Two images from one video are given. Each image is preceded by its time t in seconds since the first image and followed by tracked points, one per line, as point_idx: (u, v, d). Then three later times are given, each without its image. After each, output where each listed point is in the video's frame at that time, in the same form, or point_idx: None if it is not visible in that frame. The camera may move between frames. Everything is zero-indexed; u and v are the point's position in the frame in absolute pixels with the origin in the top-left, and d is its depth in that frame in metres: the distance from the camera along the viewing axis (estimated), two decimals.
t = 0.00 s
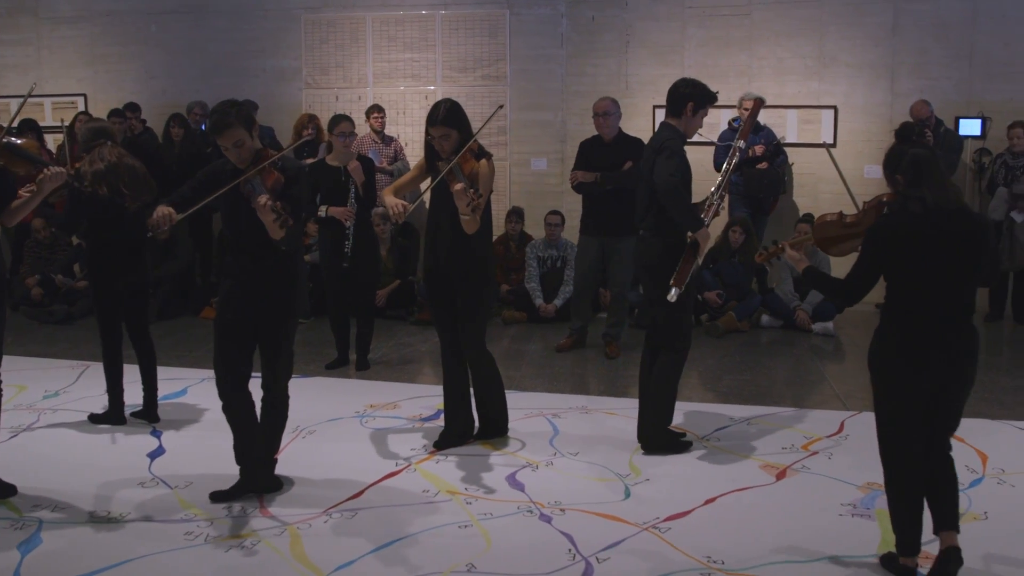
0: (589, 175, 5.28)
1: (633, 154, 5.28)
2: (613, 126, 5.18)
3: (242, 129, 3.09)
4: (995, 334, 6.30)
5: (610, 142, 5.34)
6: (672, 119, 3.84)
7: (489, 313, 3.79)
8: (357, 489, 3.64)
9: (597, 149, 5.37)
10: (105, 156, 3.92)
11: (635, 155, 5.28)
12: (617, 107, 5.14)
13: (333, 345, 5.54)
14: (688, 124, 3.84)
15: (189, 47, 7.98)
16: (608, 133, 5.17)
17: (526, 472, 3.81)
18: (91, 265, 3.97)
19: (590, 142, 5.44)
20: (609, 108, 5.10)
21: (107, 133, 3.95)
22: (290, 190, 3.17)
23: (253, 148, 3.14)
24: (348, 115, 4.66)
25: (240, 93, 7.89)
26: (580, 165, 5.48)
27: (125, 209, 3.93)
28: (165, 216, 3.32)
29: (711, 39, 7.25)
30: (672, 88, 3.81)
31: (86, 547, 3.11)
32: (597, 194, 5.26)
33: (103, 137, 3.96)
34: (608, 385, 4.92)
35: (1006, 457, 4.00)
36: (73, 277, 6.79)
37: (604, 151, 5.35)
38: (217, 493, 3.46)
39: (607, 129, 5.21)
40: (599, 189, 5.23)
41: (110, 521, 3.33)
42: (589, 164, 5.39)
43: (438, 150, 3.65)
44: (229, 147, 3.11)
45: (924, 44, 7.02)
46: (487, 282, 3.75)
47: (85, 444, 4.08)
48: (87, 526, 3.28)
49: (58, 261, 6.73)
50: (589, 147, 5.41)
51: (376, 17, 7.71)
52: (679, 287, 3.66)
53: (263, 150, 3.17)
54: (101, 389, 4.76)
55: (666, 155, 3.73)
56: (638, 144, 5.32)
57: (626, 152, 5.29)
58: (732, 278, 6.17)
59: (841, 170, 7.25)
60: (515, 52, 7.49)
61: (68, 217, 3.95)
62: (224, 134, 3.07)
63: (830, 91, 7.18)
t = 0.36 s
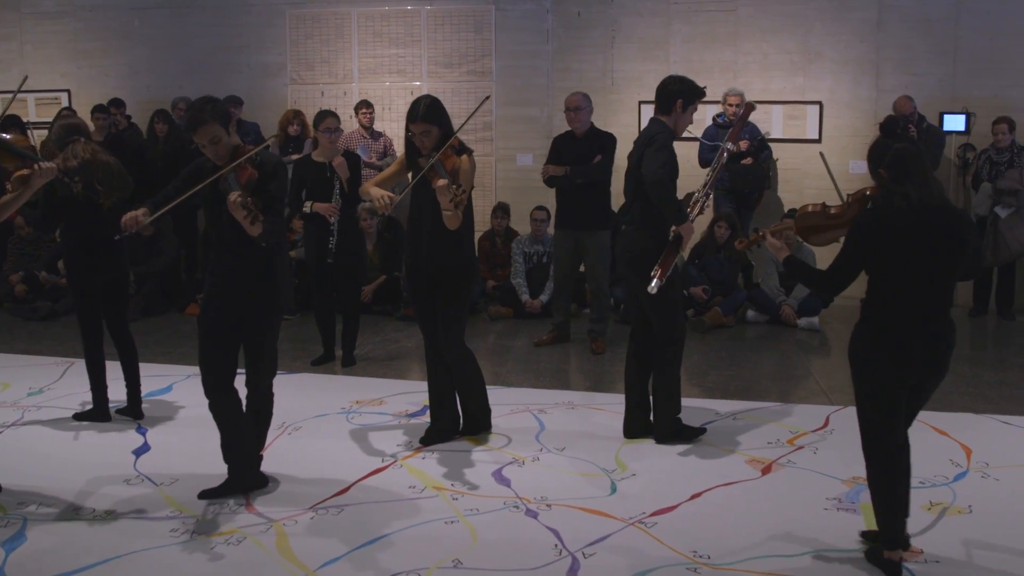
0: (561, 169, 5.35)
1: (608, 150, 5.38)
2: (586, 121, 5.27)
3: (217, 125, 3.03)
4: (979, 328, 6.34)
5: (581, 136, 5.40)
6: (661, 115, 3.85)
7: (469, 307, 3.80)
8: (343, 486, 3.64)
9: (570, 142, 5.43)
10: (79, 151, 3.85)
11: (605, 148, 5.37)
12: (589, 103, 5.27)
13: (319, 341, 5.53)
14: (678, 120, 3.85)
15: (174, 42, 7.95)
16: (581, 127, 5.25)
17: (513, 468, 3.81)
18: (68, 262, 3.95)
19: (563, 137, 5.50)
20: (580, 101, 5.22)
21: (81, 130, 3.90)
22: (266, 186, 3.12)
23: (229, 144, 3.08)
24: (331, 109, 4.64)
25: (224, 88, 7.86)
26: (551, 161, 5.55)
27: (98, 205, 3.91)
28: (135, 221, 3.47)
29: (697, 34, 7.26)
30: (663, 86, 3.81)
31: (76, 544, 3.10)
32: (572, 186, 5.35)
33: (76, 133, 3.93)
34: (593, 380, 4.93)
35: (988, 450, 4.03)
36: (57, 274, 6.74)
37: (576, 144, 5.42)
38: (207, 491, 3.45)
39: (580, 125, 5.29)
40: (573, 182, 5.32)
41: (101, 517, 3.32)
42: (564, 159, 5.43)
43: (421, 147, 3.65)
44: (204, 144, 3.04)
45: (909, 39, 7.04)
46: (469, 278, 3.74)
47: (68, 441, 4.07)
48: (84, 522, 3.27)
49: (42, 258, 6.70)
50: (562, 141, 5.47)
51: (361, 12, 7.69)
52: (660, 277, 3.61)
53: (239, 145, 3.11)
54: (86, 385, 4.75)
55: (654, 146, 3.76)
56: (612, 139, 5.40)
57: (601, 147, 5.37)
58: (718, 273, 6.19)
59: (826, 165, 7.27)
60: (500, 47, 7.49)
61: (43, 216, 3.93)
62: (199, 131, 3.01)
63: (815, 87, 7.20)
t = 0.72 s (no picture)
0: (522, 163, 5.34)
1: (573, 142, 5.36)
2: (550, 118, 5.30)
3: (196, 123, 2.97)
4: (963, 323, 6.38)
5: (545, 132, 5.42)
6: (648, 112, 3.85)
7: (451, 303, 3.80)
8: (329, 482, 3.63)
9: (534, 140, 5.45)
10: (51, 149, 3.84)
11: (569, 142, 5.36)
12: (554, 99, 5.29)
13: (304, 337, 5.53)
14: (664, 117, 3.86)
15: (158, 38, 7.92)
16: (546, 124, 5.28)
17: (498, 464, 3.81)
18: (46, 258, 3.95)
19: (529, 133, 5.53)
20: (544, 98, 5.24)
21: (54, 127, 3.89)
22: (244, 187, 3.07)
23: (208, 142, 3.03)
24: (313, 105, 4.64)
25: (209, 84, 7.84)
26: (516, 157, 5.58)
27: (73, 201, 3.90)
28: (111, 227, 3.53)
29: (682, 30, 7.27)
30: (647, 83, 3.80)
31: (62, 541, 3.09)
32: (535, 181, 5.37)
33: (49, 131, 3.92)
34: (579, 376, 4.93)
35: (970, 444, 4.05)
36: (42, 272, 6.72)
37: (540, 140, 5.43)
38: (191, 488, 3.45)
39: (544, 121, 5.31)
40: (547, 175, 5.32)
41: (86, 514, 3.31)
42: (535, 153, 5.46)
43: (400, 145, 3.66)
44: (182, 142, 3.00)
45: (893, 35, 7.07)
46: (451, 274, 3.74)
47: (51, 438, 4.05)
48: (71, 520, 3.26)
49: (27, 255, 6.66)
50: (527, 138, 5.50)
51: (346, 8, 7.68)
52: (663, 275, 3.74)
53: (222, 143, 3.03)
54: (70, 383, 4.73)
55: (651, 146, 3.76)
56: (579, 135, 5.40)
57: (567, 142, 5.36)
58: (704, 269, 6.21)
59: (812, 161, 7.29)
60: (485, 43, 7.49)
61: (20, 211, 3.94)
62: (176, 130, 2.96)
63: (800, 83, 7.22)
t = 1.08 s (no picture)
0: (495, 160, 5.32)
1: (544, 140, 5.36)
2: (523, 114, 5.29)
3: (176, 123, 2.95)
4: (949, 318, 6.41)
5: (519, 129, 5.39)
6: (633, 103, 3.85)
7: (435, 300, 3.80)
8: (316, 479, 3.63)
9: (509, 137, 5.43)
10: (30, 146, 3.82)
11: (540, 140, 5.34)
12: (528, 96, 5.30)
13: (291, 334, 5.51)
14: (649, 106, 3.88)
15: (143, 34, 7.89)
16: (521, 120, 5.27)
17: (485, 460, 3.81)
18: (26, 254, 3.95)
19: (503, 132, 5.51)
20: (517, 94, 5.25)
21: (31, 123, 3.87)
22: (224, 188, 3.05)
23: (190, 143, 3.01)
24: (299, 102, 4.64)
25: (194, 80, 7.81)
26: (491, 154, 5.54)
27: (51, 198, 3.89)
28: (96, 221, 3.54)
29: (669, 26, 7.28)
30: (630, 73, 3.79)
31: (47, 539, 3.07)
32: (508, 178, 5.38)
33: (26, 128, 3.89)
34: (566, 373, 4.93)
35: (956, 439, 4.07)
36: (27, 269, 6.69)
37: (513, 137, 5.40)
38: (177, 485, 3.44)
39: (518, 117, 5.31)
40: (525, 174, 5.32)
41: (71, 511, 3.30)
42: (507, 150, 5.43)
43: (386, 142, 3.66)
44: (164, 142, 2.99)
45: (878, 31, 7.10)
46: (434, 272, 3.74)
47: (34, 435, 4.03)
48: (56, 518, 3.24)
49: (12, 253, 6.63)
50: (501, 137, 5.46)
51: (332, 4, 7.67)
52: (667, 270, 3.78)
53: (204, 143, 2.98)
54: (55, 380, 4.72)
55: (648, 145, 3.73)
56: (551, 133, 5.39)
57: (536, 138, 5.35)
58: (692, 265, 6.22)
59: (800, 157, 7.31)
60: (471, 39, 7.48)
61: None
62: (157, 129, 2.96)
63: (786, 78, 7.24)
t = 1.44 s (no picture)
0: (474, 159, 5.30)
1: (517, 136, 5.31)
2: (498, 110, 5.29)
3: (150, 125, 2.94)
4: (935, 314, 6.45)
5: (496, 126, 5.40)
6: (633, 97, 3.87)
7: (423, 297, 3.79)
8: (304, 476, 3.62)
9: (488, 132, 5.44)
10: (12, 143, 3.80)
11: (512, 137, 5.31)
12: (504, 93, 5.31)
13: (278, 331, 5.50)
14: (649, 100, 3.89)
15: (129, 30, 7.86)
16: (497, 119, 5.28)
17: (472, 456, 3.80)
18: (9, 251, 3.94)
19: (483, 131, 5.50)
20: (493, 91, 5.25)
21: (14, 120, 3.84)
22: (202, 187, 3.04)
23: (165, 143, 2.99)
24: (286, 97, 4.62)
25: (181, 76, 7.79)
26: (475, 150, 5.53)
27: (34, 194, 3.88)
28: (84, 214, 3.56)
29: (655, 22, 7.30)
30: (629, 67, 3.82)
31: (32, 538, 3.06)
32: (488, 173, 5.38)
33: (9, 124, 3.87)
34: (553, 369, 4.94)
35: (942, 434, 4.08)
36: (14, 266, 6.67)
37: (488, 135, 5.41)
38: (163, 482, 3.44)
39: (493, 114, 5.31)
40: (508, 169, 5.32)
41: (57, 509, 3.29)
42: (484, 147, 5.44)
43: (373, 140, 3.66)
44: (138, 144, 2.98)
45: (864, 27, 7.13)
46: (422, 269, 3.74)
47: (18, 433, 4.02)
48: (41, 517, 3.22)
49: None
50: (479, 136, 5.49)
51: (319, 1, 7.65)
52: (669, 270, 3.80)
53: (179, 142, 2.97)
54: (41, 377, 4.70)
55: (651, 144, 3.73)
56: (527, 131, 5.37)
57: (507, 134, 5.33)
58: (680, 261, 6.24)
59: (787, 153, 7.32)
60: (458, 36, 7.48)
61: None
62: (130, 132, 2.94)
63: (773, 75, 7.25)
